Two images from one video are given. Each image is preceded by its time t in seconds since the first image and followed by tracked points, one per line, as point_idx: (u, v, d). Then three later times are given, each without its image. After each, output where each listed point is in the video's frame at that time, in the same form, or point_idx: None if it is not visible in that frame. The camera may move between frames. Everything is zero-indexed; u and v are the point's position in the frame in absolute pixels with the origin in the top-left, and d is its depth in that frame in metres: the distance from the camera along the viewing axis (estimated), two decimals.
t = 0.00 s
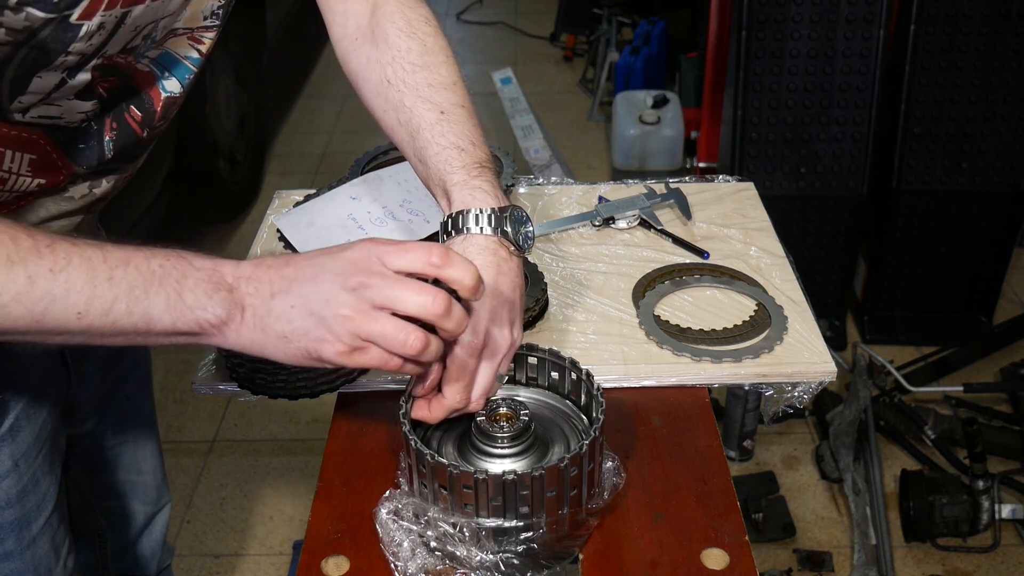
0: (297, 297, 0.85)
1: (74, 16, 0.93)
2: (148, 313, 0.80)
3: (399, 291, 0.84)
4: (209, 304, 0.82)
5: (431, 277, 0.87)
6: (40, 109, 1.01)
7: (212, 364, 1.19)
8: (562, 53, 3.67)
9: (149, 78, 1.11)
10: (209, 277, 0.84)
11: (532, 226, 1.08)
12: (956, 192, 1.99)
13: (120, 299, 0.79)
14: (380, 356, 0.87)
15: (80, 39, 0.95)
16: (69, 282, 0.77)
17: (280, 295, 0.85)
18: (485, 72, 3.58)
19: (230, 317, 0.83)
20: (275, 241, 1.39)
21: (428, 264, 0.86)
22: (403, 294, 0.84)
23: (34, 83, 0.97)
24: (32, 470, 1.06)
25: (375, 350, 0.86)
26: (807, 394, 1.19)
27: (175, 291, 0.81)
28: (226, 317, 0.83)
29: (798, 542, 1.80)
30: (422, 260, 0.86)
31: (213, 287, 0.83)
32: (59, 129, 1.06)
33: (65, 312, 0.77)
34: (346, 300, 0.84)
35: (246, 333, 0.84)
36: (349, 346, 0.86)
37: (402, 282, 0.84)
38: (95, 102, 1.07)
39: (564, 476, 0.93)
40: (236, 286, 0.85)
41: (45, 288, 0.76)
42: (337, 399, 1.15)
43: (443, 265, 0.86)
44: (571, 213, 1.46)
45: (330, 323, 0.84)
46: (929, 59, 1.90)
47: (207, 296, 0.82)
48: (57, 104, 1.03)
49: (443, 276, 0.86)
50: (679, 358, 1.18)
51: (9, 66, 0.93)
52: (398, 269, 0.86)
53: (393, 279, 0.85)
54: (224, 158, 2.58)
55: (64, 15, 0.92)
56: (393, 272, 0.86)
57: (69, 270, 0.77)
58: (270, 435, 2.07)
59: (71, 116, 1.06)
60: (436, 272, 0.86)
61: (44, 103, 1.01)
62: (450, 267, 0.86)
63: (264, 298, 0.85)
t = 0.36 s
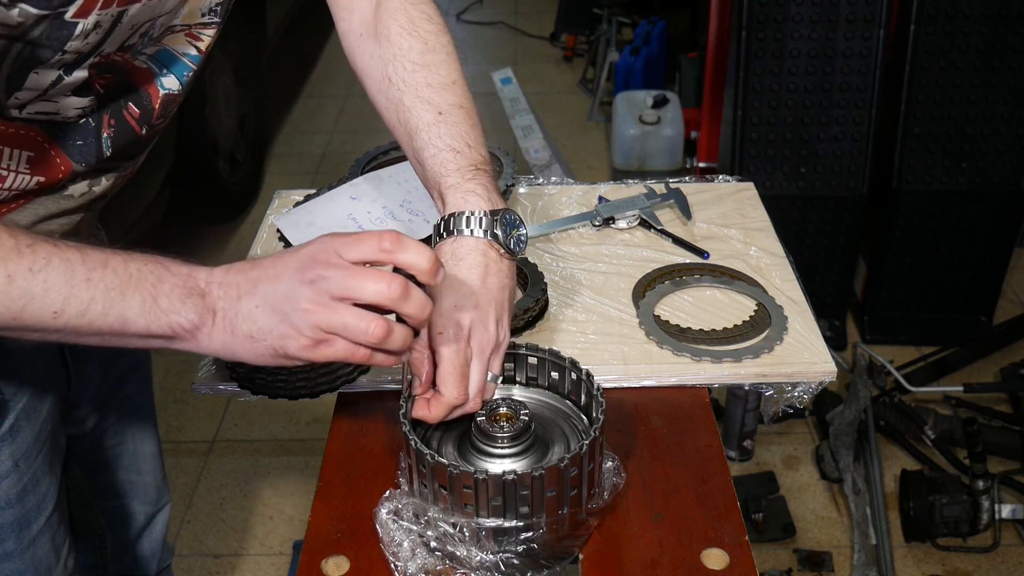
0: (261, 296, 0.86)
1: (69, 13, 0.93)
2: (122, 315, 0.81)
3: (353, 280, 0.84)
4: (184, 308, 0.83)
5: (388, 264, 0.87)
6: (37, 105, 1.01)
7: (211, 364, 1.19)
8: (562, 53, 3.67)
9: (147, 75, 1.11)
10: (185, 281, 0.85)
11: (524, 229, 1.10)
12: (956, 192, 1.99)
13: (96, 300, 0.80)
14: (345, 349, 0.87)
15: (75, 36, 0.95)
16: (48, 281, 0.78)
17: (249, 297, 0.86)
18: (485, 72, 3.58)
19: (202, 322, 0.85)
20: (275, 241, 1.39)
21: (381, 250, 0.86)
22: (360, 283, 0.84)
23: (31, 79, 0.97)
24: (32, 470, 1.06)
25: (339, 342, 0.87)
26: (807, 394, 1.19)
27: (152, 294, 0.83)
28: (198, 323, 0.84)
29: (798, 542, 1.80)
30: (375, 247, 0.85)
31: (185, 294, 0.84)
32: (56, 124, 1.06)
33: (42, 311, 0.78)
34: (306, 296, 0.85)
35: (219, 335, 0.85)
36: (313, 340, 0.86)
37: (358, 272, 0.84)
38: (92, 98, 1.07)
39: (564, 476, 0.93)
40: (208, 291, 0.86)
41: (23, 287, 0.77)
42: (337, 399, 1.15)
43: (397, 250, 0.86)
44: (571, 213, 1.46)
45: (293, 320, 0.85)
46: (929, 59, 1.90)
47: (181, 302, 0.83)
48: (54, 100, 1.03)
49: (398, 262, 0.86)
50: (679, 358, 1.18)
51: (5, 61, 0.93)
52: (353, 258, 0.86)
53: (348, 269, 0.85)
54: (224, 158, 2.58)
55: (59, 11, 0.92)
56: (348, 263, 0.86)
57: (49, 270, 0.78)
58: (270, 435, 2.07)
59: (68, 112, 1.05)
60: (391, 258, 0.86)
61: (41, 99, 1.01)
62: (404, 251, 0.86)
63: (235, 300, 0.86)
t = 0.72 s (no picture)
0: (219, 298, 0.90)
1: (50, 8, 0.95)
2: (94, 325, 0.86)
3: (299, 255, 0.90)
4: (152, 321, 0.89)
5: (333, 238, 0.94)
6: (28, 99, 1.02)
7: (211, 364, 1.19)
8: (562, 53, 3.66)
9: (139, 71, 1.11)
10: (153, 295, 0.91)
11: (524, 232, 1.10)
12: (957, 192, 1.99)
13: (69, 310, 0.85)
14: (308, 330, 0.91)
15: (60, 32, 0.97)
16: (23, 290, 0.83)
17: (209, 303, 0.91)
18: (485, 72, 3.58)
19: (170, 333, 0.90)
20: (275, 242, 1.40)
21: (321, 223, 0.93)
22: (308, 258, 0.89)
23: (20, 70, 0.98)
24: (32, 469, 1.06)
25: (299, 322, 0.91)
26: (807, 394, 1.18)
27: (123, 304, 0.88)
28: (167, 334, 0.90)
29: (798, 542, 1.80)
30: (315, 222, 0.93)
31: (154, 306, 0.90)
32: (45, 118, 1.06)
33: (14, 320, 0.83)
34: (262, 284, 0.89)
35: (187, 341, 0.91)
36: (274, 325, 0.90)
37: (306, 249, 0.90)
38: (82, 94, 1.07)
39: (565, 476, 0.93)
40: (174, 302, 0.92)
41: None
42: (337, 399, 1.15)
43: (337, 220, 0.93)
44: (571, 213, 1.46)
45: (253, 311, 0.89)
46: (929, 59, 1.90)
47: (150, 315, 0.89)
48: (45, 97, 1.03)
49: (340, 229, 0.93)
50: (679, 358, 1.18)
51: None
52: (298, 239, 0.92)
53: (295, 249, 0.91)
54: (224, 158, 2.58)
55: (40, 6, 0.93)
56: (295, 245, 0.92)
57: (24, 278, 0.83)
58: (270, 435, 2.07)
59: (59, 106, 1.06)
60: (332, 227, 0.93)
61: (31, 95, 1.02)
62: (344, 219, 0.93)
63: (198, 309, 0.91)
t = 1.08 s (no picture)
0: (162, 288, 0.87)
1: (27, 3, 0.93)
2: (85, 328, 0.87)
3: (237, 239, 0.87)
4: (101, 315, 0.87)
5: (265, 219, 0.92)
6: (15, 98, 1.01)
7: (212, 365, 1.19)
8: (562, 53, 3.66)
9: (130, 67, 1.09)
10: (103, 287, 0.88)
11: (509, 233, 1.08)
12: (957, 192, 1.99)
13: (18, 302, 0.84)
14: (250, 314, 0.88)
15: (38, 28, 0.95)
16: None
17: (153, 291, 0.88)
18: (485, 72, 3.58)
19: (120, 328, 0.88)
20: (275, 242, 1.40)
21: (251, 203, 0.90)
22: (243, 239, 0.87)
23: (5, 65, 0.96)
24: (32, 469, 1.06)
25: (241, 307, 0.88)
26: (807, 394, 1.19)
27: (72, 297, 0.86)
28: (117, 328, 0.88)
29: (798, 542, 1.80)
30: (244, 203, 0.90)
31: (105, 300, 0.88)
32: (36, 116, 1.04)
33: None
34: (201, 272, 0.86)
35: (139, 335, 0.88)
36: (217, 312, 0.87)
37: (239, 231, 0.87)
38: (71, 90, 1.05)
39: (565, 476, 0.93)
40: (124, 295, 0.89)
41: None
42: (337, 399, 1.15)
43: (267, 200, 0.91)
44: (571, 213, 1.46)
45: (195, 299, 0.86)
46: (929, 59, 1.90)
47: (100, 308, 0.87)
48: (33, 94, 1.01)
49: (272, 209, 0.91)
50: (679, 358, 1.18)
51: None
52: (231, 222, 0.89)
53: (228, 232, 0.88)
54: (224, 158, 2.58)
55: None
56: (229, 229, 0.89)
57: None
58: (270, 435, 2.07)
59: (48, 103, 1.04)
60: (264, 207, 0.91)
61: (19, 93, 1.00)
62: (275, 197, 0.91)
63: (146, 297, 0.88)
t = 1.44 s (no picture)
0: (106, 284, 0.87)
1: None
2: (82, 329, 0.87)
3: (180, 241, 0.85)
4: (49, 306, 0.88)
5: (212, 220, 0.89)
6: None
7: (211, 365, 1.19)
8: (562, 53, 3.66)
9: (114, 67, 1.06)
10: (53, 278, 0.89)
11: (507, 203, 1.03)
12: (957, 192, 1.99)
13: None
14: (192, 317, 0.87)
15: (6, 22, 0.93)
16: None
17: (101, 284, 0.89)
18: (485, 72, 3.58)
19: (68, 320, 0.89)
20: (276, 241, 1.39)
21: (198, 204, 0.87)
22: (185, 243, 0.85)
23: None
24: (27, 471, 1.06)
25: (185, 310, 0.87)
26: (807, 394, 1.19)
27: (19, 286, 0.87)
28: (65, 320, 0.88)
29: (798, 542, 1.80)
30: (190, 203, 0.87)
31: (53, 290, 0.88)
32: (20, 117, 1.03)
33: None
34: (143, 274, 0.86)
35: (88, 327, 0.89)
36: (159, 315, 0.87)
37: (183, 235, 0.85)
38: (54, 91, 1.03)
39: (565, 476, 0.93)
40: (73, 287, 0.89)
41: None
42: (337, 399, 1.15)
43: (213, 201, 0.88)
44: (571, 213, 1.46)
45: (137, 299, 0.86)
46: (929, 59, 1.90)
47: (48, 299, 0.88)
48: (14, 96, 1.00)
49: (218, 212, 0.88)
50: (679, 358, 1.19)
51: None
52: (177, 223, 0.87)
53: (173, 234, 0.86)
54: (224, 158, 2.58)
55: None
56: (175, 229, 0.87)
57: None
58: (270, 435, 2.08)
59: (31, 105, 1.02)
60: (210, 209, 0.88)
61: None
62: (221, 200, 0.88)
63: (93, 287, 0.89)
